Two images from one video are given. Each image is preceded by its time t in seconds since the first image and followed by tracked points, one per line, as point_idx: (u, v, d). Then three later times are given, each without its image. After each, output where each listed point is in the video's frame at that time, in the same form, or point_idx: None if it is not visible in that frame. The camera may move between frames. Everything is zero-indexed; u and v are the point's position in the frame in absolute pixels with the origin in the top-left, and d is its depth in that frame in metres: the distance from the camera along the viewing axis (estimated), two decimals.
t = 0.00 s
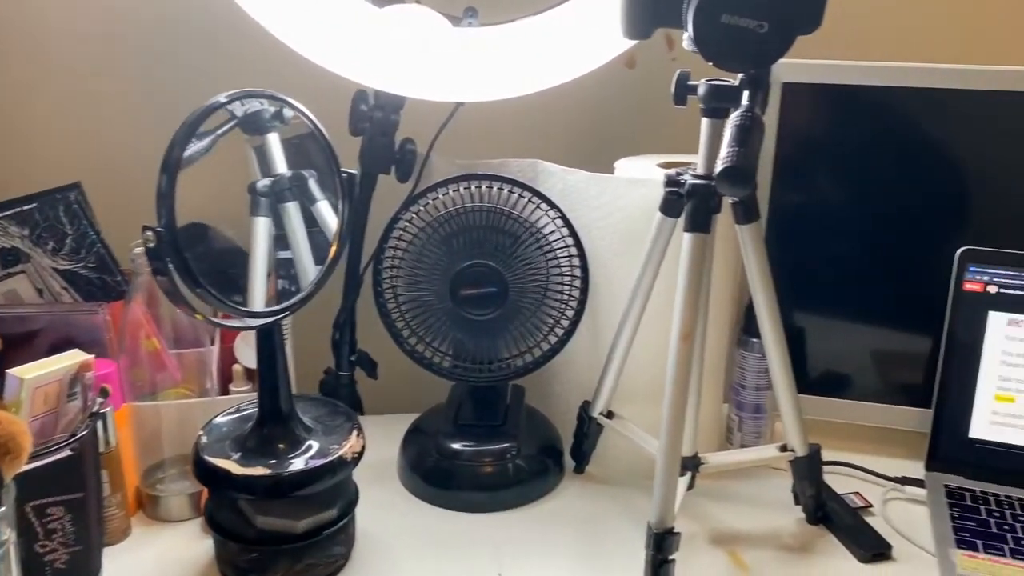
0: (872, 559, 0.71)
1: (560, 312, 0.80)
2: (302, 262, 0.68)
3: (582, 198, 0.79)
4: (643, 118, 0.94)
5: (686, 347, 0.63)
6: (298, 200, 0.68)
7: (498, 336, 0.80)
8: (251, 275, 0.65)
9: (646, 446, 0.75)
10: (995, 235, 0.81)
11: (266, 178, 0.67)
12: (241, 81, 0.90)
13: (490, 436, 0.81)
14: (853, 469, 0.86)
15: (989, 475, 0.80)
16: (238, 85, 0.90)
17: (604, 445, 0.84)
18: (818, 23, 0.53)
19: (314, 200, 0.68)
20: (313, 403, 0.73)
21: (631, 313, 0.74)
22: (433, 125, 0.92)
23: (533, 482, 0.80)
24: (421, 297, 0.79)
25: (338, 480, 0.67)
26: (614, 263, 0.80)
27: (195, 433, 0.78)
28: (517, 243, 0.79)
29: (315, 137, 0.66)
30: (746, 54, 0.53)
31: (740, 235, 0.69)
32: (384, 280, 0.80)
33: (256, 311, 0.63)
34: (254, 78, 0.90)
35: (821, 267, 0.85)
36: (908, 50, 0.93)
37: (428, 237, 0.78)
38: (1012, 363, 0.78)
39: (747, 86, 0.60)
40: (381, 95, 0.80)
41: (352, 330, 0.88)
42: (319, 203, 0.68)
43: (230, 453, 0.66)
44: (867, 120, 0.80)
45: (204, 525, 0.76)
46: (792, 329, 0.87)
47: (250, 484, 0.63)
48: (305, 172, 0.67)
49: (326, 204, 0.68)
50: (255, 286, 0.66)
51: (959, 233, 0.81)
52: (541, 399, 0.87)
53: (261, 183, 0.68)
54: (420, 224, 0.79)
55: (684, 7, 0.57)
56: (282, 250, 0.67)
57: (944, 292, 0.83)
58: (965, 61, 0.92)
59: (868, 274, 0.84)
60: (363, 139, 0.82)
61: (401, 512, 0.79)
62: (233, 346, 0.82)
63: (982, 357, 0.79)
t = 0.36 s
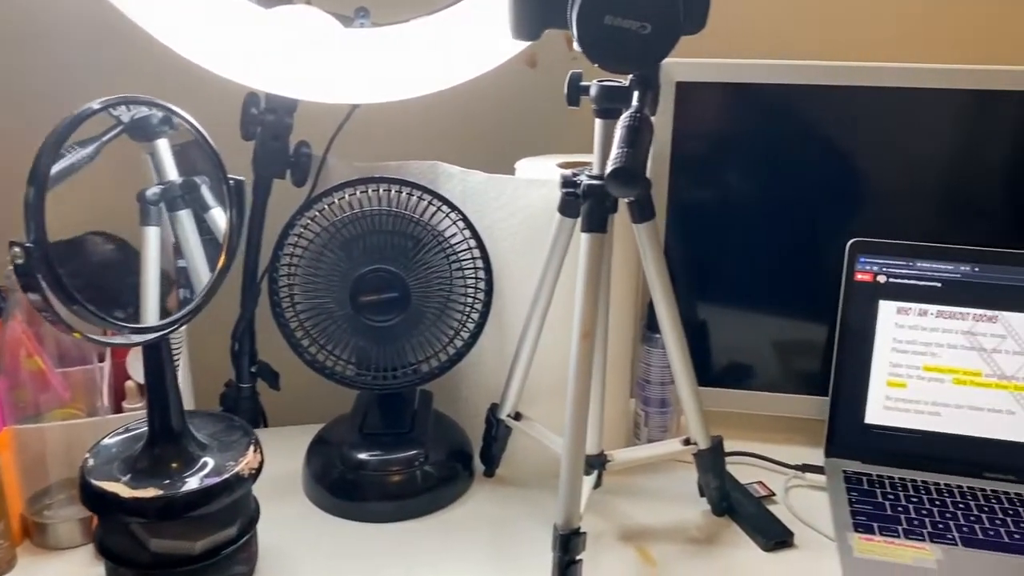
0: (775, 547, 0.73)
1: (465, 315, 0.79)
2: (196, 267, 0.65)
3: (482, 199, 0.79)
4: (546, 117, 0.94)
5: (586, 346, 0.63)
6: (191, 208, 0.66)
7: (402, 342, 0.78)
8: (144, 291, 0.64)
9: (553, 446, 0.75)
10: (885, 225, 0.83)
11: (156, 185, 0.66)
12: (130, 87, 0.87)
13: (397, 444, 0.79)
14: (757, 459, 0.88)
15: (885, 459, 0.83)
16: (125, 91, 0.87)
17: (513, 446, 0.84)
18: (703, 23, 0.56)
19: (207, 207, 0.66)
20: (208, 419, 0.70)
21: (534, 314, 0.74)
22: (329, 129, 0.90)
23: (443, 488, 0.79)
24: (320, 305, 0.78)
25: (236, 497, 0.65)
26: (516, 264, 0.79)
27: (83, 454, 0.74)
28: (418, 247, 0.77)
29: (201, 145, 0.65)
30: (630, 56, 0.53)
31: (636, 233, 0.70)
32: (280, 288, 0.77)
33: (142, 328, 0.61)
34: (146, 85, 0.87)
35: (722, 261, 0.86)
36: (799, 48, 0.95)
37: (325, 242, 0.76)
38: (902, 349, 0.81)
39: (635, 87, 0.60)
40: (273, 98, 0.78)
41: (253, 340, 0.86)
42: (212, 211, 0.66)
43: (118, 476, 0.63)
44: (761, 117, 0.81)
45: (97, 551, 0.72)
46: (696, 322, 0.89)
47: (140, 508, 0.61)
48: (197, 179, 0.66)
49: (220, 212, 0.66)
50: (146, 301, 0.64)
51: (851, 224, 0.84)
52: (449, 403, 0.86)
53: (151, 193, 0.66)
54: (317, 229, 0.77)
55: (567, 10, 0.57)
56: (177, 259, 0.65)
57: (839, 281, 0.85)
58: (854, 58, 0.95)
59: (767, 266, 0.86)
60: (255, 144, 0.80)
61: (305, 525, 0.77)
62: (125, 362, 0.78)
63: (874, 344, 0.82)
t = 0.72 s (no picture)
0: (686, 540, 0.74)
1: (373, 320, 0.78)
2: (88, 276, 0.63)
3: (386, 203, 0.78)
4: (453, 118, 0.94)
5: (493, 349, 0.63)
6: (81, 216, 0.64)
7: (308, 351, 0.77)
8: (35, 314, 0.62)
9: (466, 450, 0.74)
10: (788, 219, 0.85)
11: (44, 196, 0.65)
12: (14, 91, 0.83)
13: (306, 455, 0.78)
14: (669, 453, 0.89)
15: (791, 448, 0.85)
16: (7, 95, 0.83)
17: (426, 451, 0.83)
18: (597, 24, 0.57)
19: (101, 216, 0.63)
20: (103, 437, 0.67)
21: (442, 317, 0.73)
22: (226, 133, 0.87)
23: (354, 497, 0.78)
24: (220, 314, 0.75)
25: (133, 518, 0.62)
26: (424, 267, 0.78)
27: None
28: (321, 253, 0.76)
29: (86, 154, 0.62)
30: (523, 56, 0.53)
31: (542, 233, 0.70)
32: (178, 298, 0.75)
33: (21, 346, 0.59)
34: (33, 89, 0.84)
35: (630, 257, 0.87)
36: (701, 47, 0.97)
37: (224, 250, 0.74)
38: (804, 339, 0.83)
39: (534, 87, 0.59)
40: (165, 102, 0.75)
41: (154, 353, 0.83)
42: (105, 220, 0.63)
43: (4, 502, 0.60)
44: (662, 115, 0.82)
45: None
46: (608, 319, 0.89)
47: (28, 535, 0.58)
48: (88, 187, 0.63)
49: (113, 221, 0.63)
50: (38, 325, 0.62)
51: (754, 218, 0.85)
52: (361, 410, 0.85)
53: (40, 202, 0.65)
54: (215, 237, 0.75)
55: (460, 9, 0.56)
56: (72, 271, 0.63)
57: (744, 275, 0.86)
58: (754, 57, 0.97)
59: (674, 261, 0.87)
60: (149, 150, 0.77)
61: (212, 542, 0.74)
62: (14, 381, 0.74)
63: (777, 335, 0.83)
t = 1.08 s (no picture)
0: (618, 538, 0.74)
1: (297, 327, 0.76)
2: None
3: (307, 206, 0.76)
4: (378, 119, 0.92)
5: (418, 354, 0.62)
6: None
7: (228, 360, 0.75)
8: None
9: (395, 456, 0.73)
10: (713, 217, 0.86)
11: None
12: None
13: (231, 466, 0.75)
14: (601, 451, 0.89)
15: (720, 443, 0.85)
16: None
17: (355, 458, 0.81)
18: (515, 24, 0.57)
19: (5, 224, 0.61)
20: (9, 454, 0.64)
21: (368, 321, 0.72)
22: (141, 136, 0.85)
23: (281, 508, 0.76)
24: (136, 324, 0.73)
25: (44, 539, 0.59)
26: (349, 271, 0.77)
27: None
28: (241, 259, 0.74)
29: None
30: (436, 55, 0.52)
31: (466, 235, 0.69)
32: (91, 308, 0.72)
33: None
34: None
35: (559, 256, 0.87)
36: (626, 44, 0.97)
37: (138, 258, 0.72)
38: (731, 335, 0.84)
39: (452, 87, 0.59)
40: (73, 105, 0.72)
41: (69, 366, 0.80)
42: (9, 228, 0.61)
43: None
44: (588, 114, 0.82)
45: None
46: (538, 319, 0.89)
47: None
48: None
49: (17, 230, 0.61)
50: None
51: (680, 216, 0.86)
52: (288, 419, 0.83)
53: None
54: (129, 244, 0.73)
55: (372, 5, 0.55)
56: None
57: (672, 272, 0.87)
58: (678, 56, 0.98)
59: (603, 259, 0.87)
60: (57, 156, 0.74)
61: (132, 560, 0.72)
62: None
63: (705, 331, 0.84)
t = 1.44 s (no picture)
0: (573, 539, 0.74)
1: (244, 332, 0.75)
2: None
3: (253, 209, 0.75)
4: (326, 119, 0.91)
5: (367, 358, 0.61)
6: None
7: (174, 367, 0.73)
8: None
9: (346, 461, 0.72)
10: (665, 216, 0.86)
11: None
12: None
13: (178, 476, 0.74)
14: (556, 452, 0.89)
15: (674, 441, 0.86)
16: None
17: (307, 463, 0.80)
18: (459, 23, 0.56)
19: None
20: None
21: (317, 325, 0.71)
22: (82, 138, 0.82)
23: (231, 517, 0.74)
24: (77, 331, 0.71)
25: None
26: (298, 274, 0.76)
27: None
28: (186, 264, 0.72)
29: None
30: (378, 54, 0.52)
31: (416, 237, 0.68)
32: (29, 315, 0.70)
33: None
34: None
35: (512, 257, 0.87)
36: (577, 44, 0.98)
37: (79, 263, 0.70)
38: (684, 333, 0.84)
39: (397, 87, 0.58)
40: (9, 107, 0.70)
41: (8, 377, 0.78)
42: None
43: None
44: (539, 114, 0.82)
45: None
46: (491, 320, 0.89)
47: None
48: None
49: None
50: None
51: (631, 216, 0.86)
52: (237, 425, 0.82)
53: None
54: (69, 249, 0.71)
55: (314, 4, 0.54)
56: None
57: (624, 271, 0.87)
58: (627, 56, 0.98)
59: (556, 260, 0.87)
60: None
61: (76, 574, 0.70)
62: None
63: (657, 330, 0.84)
